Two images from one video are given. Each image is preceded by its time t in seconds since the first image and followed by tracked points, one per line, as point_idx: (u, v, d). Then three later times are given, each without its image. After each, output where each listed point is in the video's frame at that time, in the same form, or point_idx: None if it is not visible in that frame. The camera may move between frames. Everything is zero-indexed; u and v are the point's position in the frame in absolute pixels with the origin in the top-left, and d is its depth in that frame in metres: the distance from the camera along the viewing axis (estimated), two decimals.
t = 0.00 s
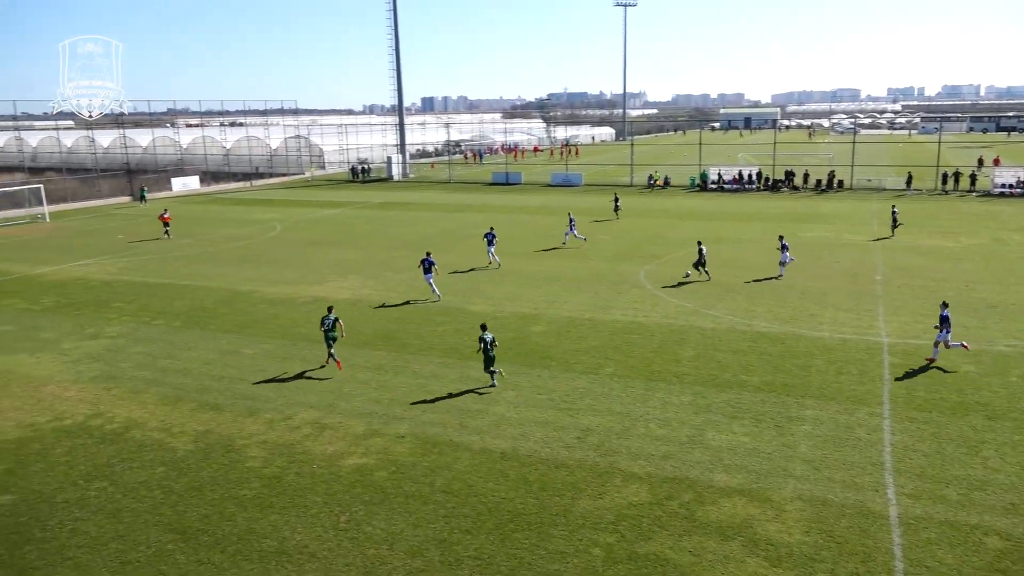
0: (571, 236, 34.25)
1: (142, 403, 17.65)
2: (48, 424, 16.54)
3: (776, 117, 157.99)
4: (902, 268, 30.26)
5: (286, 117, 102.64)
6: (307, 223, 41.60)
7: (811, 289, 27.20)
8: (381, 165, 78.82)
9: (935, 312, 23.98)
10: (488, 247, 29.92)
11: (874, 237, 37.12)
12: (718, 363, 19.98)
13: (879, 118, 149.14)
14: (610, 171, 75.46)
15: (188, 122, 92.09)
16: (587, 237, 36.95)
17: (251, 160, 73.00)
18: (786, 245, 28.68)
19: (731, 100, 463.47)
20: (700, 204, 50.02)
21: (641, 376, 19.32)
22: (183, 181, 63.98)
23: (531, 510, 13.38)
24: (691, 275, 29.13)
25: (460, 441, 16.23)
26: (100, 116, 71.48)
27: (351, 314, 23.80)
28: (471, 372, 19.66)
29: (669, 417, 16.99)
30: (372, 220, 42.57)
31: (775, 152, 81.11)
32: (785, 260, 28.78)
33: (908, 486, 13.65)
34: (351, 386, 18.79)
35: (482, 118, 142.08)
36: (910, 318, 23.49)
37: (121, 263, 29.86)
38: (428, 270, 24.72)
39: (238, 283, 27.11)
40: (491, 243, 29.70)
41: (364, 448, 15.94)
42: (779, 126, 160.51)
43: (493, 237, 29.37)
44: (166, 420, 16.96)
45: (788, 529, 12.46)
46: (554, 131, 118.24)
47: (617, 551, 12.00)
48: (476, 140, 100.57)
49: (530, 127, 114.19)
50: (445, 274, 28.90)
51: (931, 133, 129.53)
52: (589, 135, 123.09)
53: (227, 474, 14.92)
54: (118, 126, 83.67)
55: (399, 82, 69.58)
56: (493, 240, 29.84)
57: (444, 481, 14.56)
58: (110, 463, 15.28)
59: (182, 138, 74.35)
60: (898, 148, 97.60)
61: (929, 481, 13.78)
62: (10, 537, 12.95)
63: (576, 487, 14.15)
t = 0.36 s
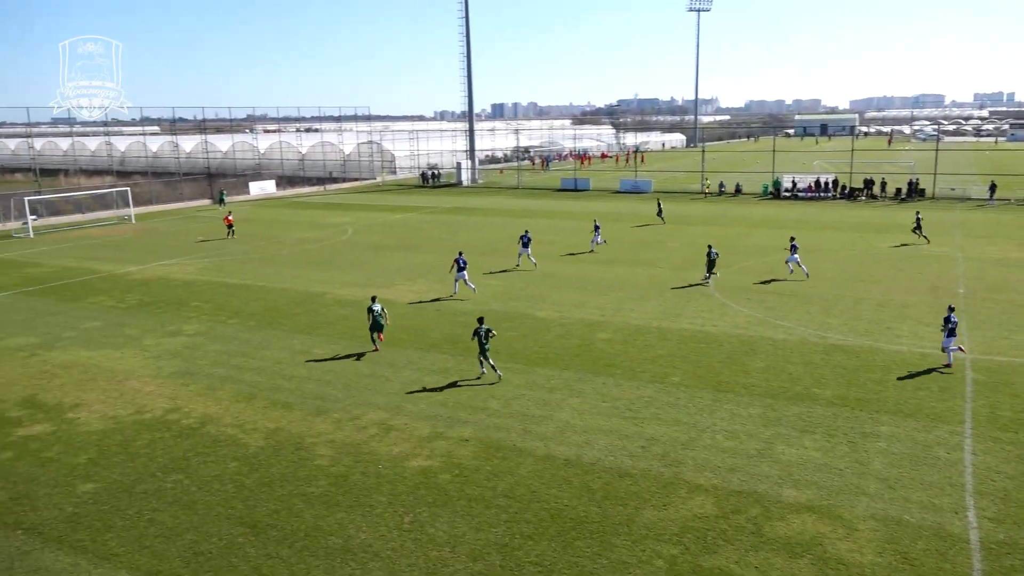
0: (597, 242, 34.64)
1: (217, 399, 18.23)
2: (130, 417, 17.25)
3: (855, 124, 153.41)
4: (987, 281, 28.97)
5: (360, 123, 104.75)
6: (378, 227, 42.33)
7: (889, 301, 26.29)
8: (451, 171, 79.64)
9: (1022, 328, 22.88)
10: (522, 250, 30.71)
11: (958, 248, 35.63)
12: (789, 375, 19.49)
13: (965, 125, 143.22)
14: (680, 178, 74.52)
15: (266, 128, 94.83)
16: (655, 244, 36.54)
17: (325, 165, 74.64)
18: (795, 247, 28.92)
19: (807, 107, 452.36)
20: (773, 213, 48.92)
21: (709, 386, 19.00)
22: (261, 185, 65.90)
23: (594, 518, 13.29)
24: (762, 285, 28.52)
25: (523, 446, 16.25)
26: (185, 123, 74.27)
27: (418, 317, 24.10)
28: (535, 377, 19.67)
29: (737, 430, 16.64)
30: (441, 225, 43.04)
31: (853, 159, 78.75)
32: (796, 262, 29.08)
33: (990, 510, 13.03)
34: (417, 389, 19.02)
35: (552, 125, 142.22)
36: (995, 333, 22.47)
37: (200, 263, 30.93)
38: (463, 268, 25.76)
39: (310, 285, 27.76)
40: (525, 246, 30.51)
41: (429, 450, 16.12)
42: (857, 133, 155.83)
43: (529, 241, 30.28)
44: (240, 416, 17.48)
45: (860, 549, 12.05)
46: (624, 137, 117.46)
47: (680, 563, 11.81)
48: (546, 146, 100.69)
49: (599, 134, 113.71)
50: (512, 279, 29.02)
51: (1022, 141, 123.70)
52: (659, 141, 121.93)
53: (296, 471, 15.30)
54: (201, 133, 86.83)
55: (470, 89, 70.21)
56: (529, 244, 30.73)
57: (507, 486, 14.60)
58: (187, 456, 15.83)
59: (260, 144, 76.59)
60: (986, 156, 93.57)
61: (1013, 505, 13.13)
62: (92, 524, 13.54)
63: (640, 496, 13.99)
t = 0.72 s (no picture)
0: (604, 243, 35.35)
1: (266, 398, 18.56)
2: (182, 415, 17.65)
3: (911, 129, 149.73)
4: None
5: (408, 127, 105.68)
6: (424, 231, 42.63)
7: (945, 310, 25.58)
8: (498, 175, 79.87)
9: None
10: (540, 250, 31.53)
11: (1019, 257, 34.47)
12: (839, 385, 19.08)
13: None
14: (729, 183, 73.62)
15: (317, 133, 96.33)
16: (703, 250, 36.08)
17: (374, 169, 75.44)
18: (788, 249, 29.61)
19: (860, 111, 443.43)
20: (825, 219, 47.97)
21: (756, 395, 18.71)
22: (310, 189, 66.91)
23: (638, 525, 13.18)
24: (811, 293, 27.98)
25: (567, 452, 16.21)
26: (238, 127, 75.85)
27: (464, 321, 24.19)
28: (580, 383, 19.60)
29: (785, 439, 16.35)
30: (487, 229, 43.16)
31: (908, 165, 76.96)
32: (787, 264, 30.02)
33: None
34: (462, 392, 19.10)
35: (600, 129, 141.63)
36: None
37: (251, 265, 31.51)
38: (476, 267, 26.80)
39: (358, 288, 28.07)
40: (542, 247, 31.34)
41: (472, 454, 16.18)
42: (913, 138, 152.05)
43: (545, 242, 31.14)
44: (287, 415, 17.77)
45: (912, 565, 11.73)
46: (672, 142, 116.55)
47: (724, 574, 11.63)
48: (593, 151, 100.39)
49: (647, 138, 112.89)
50: (557, 284, 28.97)
51: None
52: (708, 146, 120.65)
53: (341, 471, 15.48)
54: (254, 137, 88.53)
55: (518, 93, 70.39)
56: (547, 245, 31.63)
57: (549, 491, 14.57)
58: (236, 454, 16.15)
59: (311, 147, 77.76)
60: None
61: None
62: (144, 518, 13.89)
63: (685, 505, 13.84)
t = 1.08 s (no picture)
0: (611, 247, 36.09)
1: (306, 399, 18.78)
2: (223, 414, 17.95)
3: (960, 134, 146.37)
4: None
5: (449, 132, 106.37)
6: (464, 235, 42.80)
7: (996, 320, 24.90)
8: (537, 180, 79.88)
9: None
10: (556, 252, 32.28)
11: None
12: (884, 395, 18.70)
13: None
14: (771, 189, 72.66)
15: (360, 138, 97.45)
16: (745, 257, 35.61)
17: (414, 173, 75.84)
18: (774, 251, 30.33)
19: (907, 117, 434.76)
20: (871, 226, 47.07)
21: (798, 404, 18.41)
22: (351, 194, 67.69)
23: (675, 534, 13.05)
24: (855, 301, 27.46)
25: (604, 458, 16.14)
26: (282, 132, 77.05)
27: (501, 324, 24.19)
28: (617, 389, 19.49)
29: (827, 450, 16.07)
30: (526, 234, 43.19)
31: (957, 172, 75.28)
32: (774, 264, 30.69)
33: None
34: (499, 396, 19.12)
35: (641, 134, 140.96)
36: None
37: (293, 268, 31.96)
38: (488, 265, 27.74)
39: (397, 291, 28.25)
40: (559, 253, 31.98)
41: (509, 458, 16.19)
42: (962, 143, 148.42)
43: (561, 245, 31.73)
44: (327, 417, 17.97)
45: None
46: (714, 147, 115.53)
47: None
48: (633, 156, 99.91)
49: (688, 143, 111.89)
50: (595, 289, 28.85)
51: None
52: (750, 151, 119.34)
53: (379, 473, 15.61)
54: (297, 141, 89.79)
55: (558, 98, 70.36)
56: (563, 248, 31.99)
57: (586, 497, 14.51)
58: (276, 454, 16.37)
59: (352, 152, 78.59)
60: None
61: None
62: (186, 515, 14.14)
63: (723, 515, 13.67)
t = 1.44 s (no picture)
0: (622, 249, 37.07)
1: (346, 399, 18.97)
2: (266, 412, 18.22)
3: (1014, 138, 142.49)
4: None
5: (489, 135, 106.76)
6: (503, 238, 42.87)
7: None
8: (578, 183, 79.66)
9: None
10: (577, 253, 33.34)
11: None
12: (931, 404, 18.25)
13: None
14: (816, 193, 71.46)
15: (402, 141, 98.20)
16: (788, 261, 35.08)
17: (454, 176, 76.50)
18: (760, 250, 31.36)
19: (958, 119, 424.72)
20: (919, 231, 46.04)
21: (842, 412, 18.07)
22: (393, 195, 68.13)
23: (714, 541, 12.90)
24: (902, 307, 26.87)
25: (642, 463, 16.03)
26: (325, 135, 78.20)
27: (540, 326, 24.16)
28: (656, 393, 19.35)
29: (871, 459, 15.75)
30: (565, 237, 43.10)
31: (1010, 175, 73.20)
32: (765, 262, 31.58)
33: None
34: (537, 398, 19.10)
35: (683, 137, 139.89)
36: None
37: (335, 269, 32.32)
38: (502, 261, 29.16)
39: (436, 293, 28.39)
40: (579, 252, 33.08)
41: (546, 462, 16.18)
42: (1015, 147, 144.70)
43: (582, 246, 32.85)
44: (366, 417, 18.14)
45: None
46: (757, 151, 114.10)
47: None
48: (674, 159, 99.12)
49: (731, 146, 110.64)
50: (635, 292, 28.66)
51: None
52: (795, 155, 117.56)
53: (418, 474, 15.71)
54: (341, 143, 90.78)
55: (599, 101, 70.07)
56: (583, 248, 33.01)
57: (624, 502, 14.42)
58: (316, 453, 16.58)
59: (394, 154, 79.19)
60: None
61: None
62: (229, 511, 14.39)
63: (764, 522, 13.48)
